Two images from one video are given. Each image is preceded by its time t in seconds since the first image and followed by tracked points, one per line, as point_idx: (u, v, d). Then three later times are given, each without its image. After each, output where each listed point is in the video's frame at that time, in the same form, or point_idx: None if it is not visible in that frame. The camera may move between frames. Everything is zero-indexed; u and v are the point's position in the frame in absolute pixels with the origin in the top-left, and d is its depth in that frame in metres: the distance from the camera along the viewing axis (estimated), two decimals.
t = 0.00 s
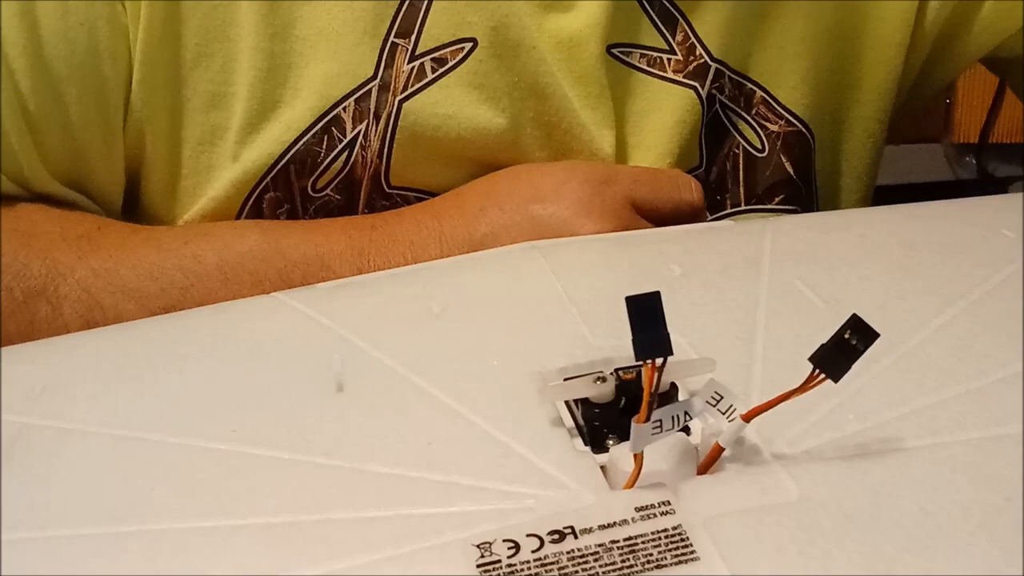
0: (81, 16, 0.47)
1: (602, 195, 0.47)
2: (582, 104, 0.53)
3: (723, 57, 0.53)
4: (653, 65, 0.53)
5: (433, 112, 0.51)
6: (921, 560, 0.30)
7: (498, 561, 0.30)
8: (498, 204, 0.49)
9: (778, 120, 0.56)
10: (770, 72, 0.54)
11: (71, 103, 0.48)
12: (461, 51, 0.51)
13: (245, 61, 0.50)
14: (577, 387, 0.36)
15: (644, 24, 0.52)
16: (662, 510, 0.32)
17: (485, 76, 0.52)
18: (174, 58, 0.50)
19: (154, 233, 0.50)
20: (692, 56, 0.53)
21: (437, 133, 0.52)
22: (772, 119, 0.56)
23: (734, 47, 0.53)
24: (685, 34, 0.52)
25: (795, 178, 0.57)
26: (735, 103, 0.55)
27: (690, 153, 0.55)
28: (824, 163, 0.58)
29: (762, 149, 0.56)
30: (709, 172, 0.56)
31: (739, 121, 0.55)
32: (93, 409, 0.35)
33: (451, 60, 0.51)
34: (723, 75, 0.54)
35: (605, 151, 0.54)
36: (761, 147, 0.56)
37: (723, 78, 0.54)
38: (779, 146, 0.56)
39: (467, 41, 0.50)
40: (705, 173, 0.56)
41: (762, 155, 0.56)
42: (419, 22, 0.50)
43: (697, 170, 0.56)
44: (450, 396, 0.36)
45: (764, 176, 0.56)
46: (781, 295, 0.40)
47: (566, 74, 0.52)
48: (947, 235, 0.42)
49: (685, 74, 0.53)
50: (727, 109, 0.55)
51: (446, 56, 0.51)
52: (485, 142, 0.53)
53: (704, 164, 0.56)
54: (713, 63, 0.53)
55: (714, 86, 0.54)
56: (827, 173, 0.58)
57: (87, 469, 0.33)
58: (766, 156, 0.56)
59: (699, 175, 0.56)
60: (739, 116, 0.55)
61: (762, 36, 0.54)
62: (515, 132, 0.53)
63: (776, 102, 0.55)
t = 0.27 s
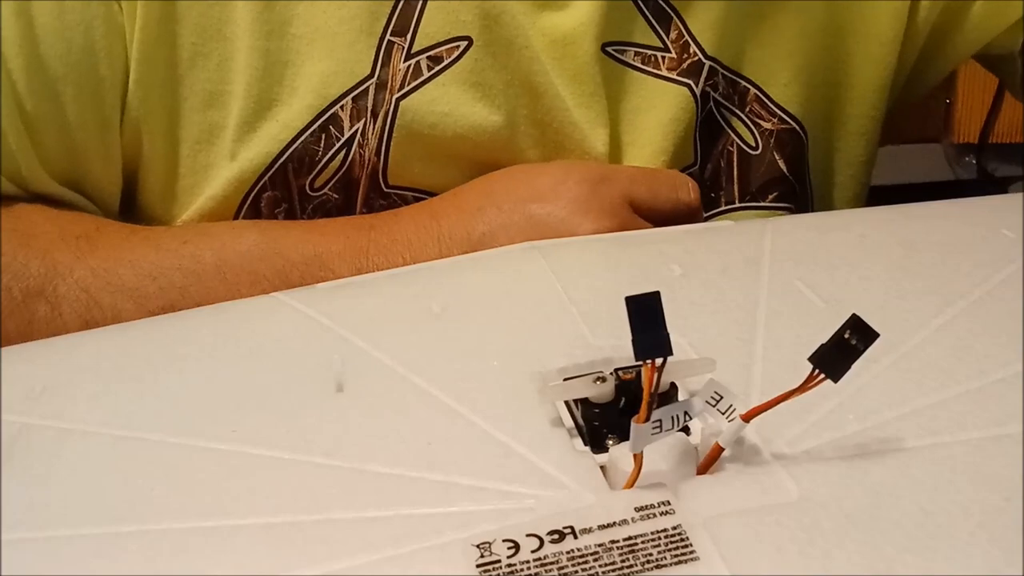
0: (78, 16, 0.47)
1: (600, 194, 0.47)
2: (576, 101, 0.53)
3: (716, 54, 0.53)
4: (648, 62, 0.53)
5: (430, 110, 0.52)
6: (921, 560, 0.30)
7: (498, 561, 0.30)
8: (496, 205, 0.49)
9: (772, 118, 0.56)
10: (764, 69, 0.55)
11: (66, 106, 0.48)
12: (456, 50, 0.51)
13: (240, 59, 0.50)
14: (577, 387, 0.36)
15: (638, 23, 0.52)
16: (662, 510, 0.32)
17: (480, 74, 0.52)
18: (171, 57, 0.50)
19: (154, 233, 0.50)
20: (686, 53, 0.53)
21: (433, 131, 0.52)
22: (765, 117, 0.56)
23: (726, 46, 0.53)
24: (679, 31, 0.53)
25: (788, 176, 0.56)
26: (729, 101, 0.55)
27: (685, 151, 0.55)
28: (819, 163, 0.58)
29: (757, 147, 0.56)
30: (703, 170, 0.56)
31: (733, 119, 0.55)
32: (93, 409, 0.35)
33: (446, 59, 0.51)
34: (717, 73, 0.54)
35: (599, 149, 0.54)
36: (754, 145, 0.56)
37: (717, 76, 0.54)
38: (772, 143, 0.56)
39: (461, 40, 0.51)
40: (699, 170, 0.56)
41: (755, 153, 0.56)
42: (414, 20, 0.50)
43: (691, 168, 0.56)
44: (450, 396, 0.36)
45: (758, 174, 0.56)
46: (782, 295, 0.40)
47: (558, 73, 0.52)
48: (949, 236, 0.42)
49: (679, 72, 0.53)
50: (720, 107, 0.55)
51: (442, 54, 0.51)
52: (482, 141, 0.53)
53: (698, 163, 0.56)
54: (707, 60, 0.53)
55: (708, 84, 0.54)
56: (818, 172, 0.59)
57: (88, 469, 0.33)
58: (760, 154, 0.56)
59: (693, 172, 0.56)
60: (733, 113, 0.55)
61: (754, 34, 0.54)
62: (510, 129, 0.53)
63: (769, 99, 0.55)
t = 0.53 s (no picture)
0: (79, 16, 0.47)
1: (602, 194, 0.47)
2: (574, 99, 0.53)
3: (713, 51, 0.53)
4: (645, 60, 0.53)
5: (427, 107, 0.52)
6: (921, 560, 0.30)
7: (498, 561, 0.30)
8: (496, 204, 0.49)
9: (769, 115, 0.56)
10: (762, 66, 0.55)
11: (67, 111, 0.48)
12: (455, 47, 0.51)
13: (242, 58, 0.50)
14: (577, 387, 0.36)
15: (636, 20, 0.52)
16: (662, 510, 0.32)
17: (478, 72, 0.52)
18: (171, 57, 0.50)
19: (154, 233, 0.50)
20: (683, 50, 0.53)
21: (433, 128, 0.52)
22: (762, 114, 0.56)
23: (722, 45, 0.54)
24: (676, 28, 0.53)
25: (784, 173, 0.56)
26: (726, 98, 0.55)
27: (682, 148, 0.55)
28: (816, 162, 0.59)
29: (753, 144, 0.56)
30: (701, 166, 0.56)
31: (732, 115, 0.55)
32: (93, 409, 0.35)
33: (445, 56, 0.51)
34: (714, 69, 0.54)
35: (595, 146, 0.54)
36: (751, 141, 0.56)
37: (715, 73, 0.54)
38: (768, 140, 0.56)
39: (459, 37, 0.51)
40: (697, 166, 0.56)
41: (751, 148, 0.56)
42: (412, 18, 0.50)
43: (689, 164, 0.56)
44: (450, 396, 0.36)
45: (755, 170, 0.56)
46: (781, 295, 0.40)
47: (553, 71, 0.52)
48: (950, 235, 0.42)
49: (677, 68, 0.53)
50: (718, 104, 0.55)
51: (442, 51, 0.51)
52: (481, 138, 0.53)
53: (696, 159, 0.56)
54: (704, 57, 0.53)
55: (704, 80, 0.54)
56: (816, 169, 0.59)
57: (88, 469, 0.33)
58: (756, 151, 0.56)
59: (691, 169, 0.56)
60: (730, 110, 0.55)
61: (750, 32, 0.54)
62: (507, 126, 0.53)
63: (767, 96, 0.55)
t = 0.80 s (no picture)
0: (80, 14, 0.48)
1: (601, 193, 0.47)
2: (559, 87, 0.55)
3: (696, 37, 0.56)
4: (630, 47, 0.56)
5: (418, 93, 0.54)
6: (922, 560, 0.30)
7: (498, 561, 0.30)
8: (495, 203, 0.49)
9: (752, 100, 0.58)
10: (742, 52, 0.58)
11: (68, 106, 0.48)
12: (444, 34, 0.54)
13: (236, 46, 0.53)
14: (577, 387, 0.36)
15: (620, 9, 0.55)
16: (662, 510, 0.32)
17: (467, 57, 0.55)
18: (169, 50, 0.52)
19: (154, 233, 0.50)
20: (666, 37, 0.56)
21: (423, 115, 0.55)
22: (746, 99, 0.58)
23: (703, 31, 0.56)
24: (660, 16, 0.55)
25: (769, 156, 0.58)
26: (710, 84, 0.58)
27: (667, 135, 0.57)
28: (798, 148, 0.61)
29: (738, 129, 0.58)
30: (687, 152, 0.58)
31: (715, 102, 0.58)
32: (93, 409, 0.35)
33: (433, 44, 0.54)
34: (697, 56, 0.57)
35: (578, 131, 0.56)
36: (735, 127, 0.58)
37: (698, 60, 0.57)
38: (753, 125, 0.58)
39: (448, 24, 0.54)
40: (683, 153, 0.58)
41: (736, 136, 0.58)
42: (402, 6, 0.53)
43: (674, 150, 0.58)
44: (450, 396, 0.36)
45: (741, 155, 0.58)
46: (781, 295, 0.40)
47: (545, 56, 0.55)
48: (950, 235, 0.42)
49: (660, 55, 0.56)
50: (702, 91, 0.58)
51: (430, 40, 0.54)
52: (468, 125, 0.56)
53: (681, 145, 0.58)
54: (687, 43, 0.56)
55: (688, 67, 0.57)
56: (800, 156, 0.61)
57: (89, 469, 0.33)
58: (741, 136, 0.58)
59: (676, 155, 0.58)
60: (713, 95, 0.58)
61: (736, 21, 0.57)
62: (494, 112, 0.56)
63: (749, 82, 0.58)
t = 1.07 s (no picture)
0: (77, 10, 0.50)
1: (598, 188, 0.47)
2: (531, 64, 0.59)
3: (669, 17, 0.60)
4: (603, 27, 0.60)
5: (391, 71, 0.57)
6: (923, 560, 0.30)
7: (498, 561, 0.30)
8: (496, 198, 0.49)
9: (727, 78, 0.62)
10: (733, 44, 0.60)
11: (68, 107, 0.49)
12: (414, 15, 0.57)
13: (215, 30, 0.55)
14: (577, 386, 0.36)
15: None
16: (662, 510, 0.32)
17: (439, 36, 0.58)
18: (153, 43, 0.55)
19: (156, 232, 0.49)
20: (639, 16, 0.60)
21: (393, 93, 0.57)
22: (721, 78, 0.62)
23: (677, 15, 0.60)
24: None
25: (745, 132, 0.62)
26: (684, 64, 0.61)
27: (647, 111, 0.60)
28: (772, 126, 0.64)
29: (713, 107, 0.61)
30: (665, 130, 0.61)
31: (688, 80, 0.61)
32: (93, 410, 0.35)
33: (405, 24, 0.57)
34: (672, 35, 0.60)
35: (547, 105, 0.59)
36: (712, 104, 0.61)
37: (671, 40, 0.61)
38: (729, 102, 0.62)
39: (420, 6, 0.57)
40: (661, 131, 0.61)
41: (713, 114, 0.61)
42: None
43: (653, 128, 0.61)
44: (451, 395, 0.36)
45: (718, 131, 0.62)
46: (781, 294, 0.40)
47: (519, 37, 0.59)
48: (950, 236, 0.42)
49: (634, 33, 0.60)
50: (675, 70, 0.61)
51: (402, 21, 0.57)
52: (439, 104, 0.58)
53: (660, 122, 0.61)
54: (660, 22, 0.60)
55: (663, 44, 0.60)
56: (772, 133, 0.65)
57: (89, 469, 0.33)
58: (718, 113, 0.61)
59: (655, 133, 0.61)
60: (686, 74, 0.61)
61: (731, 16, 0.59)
62: (470, 92, 0.59)
63: (723, 62, 0.62)
